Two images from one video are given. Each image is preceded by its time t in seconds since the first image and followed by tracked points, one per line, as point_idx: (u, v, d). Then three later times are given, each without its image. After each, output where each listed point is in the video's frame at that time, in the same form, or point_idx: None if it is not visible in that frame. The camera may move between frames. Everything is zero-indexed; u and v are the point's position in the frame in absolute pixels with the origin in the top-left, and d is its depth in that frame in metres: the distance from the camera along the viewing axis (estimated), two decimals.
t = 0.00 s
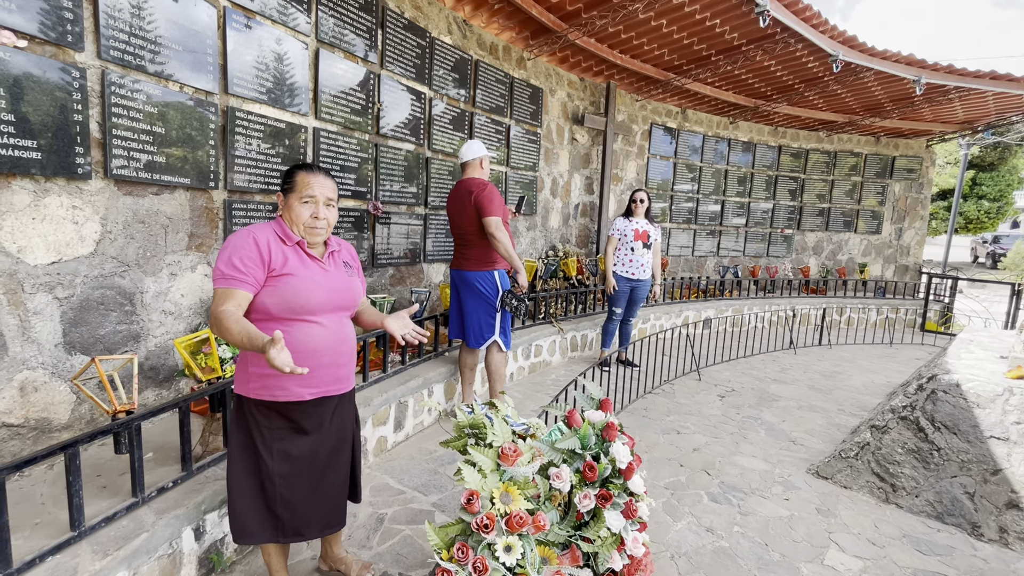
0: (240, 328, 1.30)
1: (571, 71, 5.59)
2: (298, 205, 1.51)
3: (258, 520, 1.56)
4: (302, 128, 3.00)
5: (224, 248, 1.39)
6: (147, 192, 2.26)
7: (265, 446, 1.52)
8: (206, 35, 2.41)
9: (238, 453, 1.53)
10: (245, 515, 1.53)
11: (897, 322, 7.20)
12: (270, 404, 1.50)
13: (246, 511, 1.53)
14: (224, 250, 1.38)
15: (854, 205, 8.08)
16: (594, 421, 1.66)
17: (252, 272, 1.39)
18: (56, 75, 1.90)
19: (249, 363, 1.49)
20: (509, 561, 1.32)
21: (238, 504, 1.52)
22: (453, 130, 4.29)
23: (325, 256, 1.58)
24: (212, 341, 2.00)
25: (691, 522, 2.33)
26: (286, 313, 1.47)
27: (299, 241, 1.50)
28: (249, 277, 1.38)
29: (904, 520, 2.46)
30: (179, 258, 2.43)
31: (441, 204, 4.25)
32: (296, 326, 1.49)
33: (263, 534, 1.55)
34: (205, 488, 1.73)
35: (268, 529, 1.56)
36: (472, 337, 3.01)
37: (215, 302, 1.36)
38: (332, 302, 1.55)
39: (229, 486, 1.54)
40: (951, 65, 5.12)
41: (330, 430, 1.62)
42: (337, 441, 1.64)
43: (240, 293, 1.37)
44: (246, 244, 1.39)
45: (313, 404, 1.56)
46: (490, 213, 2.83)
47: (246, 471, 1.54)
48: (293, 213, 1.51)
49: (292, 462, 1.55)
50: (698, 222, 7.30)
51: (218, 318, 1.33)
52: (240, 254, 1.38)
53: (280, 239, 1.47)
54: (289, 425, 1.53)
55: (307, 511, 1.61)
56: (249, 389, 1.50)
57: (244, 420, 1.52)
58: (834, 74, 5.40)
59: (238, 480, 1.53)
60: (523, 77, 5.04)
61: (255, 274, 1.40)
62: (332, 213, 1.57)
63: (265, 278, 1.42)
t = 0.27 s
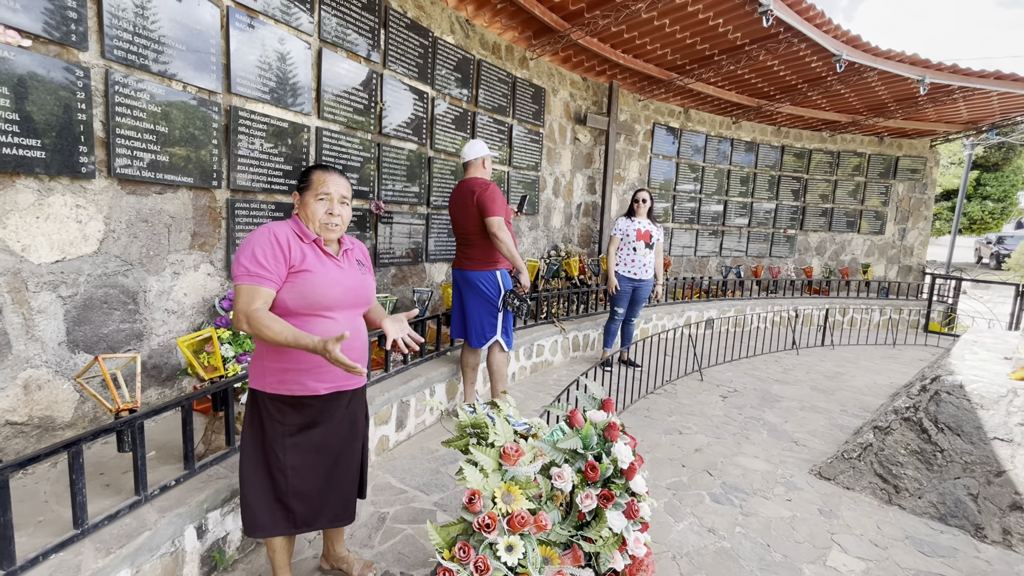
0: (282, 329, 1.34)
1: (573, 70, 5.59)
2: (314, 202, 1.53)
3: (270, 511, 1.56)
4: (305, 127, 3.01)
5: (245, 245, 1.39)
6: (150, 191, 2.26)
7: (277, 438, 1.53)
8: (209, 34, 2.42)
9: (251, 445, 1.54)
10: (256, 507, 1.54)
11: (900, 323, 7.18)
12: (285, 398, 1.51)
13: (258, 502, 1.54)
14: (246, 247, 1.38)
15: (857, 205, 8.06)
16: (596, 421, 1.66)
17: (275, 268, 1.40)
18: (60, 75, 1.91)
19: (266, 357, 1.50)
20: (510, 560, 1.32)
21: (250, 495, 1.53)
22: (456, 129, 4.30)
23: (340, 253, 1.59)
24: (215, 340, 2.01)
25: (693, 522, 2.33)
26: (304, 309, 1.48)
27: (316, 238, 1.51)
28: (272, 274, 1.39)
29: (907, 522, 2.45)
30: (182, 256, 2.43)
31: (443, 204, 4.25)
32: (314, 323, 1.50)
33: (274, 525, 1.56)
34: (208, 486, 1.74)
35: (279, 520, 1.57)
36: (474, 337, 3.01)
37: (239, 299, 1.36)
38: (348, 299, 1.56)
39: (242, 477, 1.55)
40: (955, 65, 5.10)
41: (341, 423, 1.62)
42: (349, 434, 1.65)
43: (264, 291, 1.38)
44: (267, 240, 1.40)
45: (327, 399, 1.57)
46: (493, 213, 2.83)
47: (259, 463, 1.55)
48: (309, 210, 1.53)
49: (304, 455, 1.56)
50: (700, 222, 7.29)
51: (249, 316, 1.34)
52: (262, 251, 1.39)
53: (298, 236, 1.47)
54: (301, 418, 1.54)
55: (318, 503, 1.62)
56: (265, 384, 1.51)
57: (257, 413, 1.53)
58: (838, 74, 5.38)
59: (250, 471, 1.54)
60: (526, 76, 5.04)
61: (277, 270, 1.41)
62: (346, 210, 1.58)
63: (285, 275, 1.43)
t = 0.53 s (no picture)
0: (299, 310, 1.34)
1: (575, 70, 5.58)
2: (318, 198, 1.53)
3: (276, 508, 1.57)
4: (307, 127, 3.01)
5: (253, 242, 1.40)
6: (152, 190, 2.27)
7: (283, 435, 1.53)
8: (211, 34, 2.42)
9: (258, 442, 1.55)
10: (264, 503, 1.54)
11: (903, 323, 7.16)
12: (291, 395, 1.51)
13: (264, 499, 1.54)
14: (254, 244, 1.40)
15: (860, 205, 8.04)
16: (597, 421, 1.66)
17: (281, 264, 1.41)
18: (63, 75, 1.91)
19: (272, 354, 1.50)
20: (511, 561, 1.32)
21: (257, 491, 1.53)
22: (458, 129, 4.29)
23: (346, 252, 1.60)
24: (216, 339, 2.01)
25: (694, 523, 2.32)
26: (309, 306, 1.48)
27: (322, 236, 1.52)
28: (278, 270, 1.40)
29: (909, 523, 2.44)
30: (184, 256, 2.43)
31: (445, 203, 4.25)
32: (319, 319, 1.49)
33: (282, 522, 1.56)
34: (209, 485, 1.74)
35: (286, 517, 1.57)
36: (475, 337, 3.00)
37: (246, 294, 1.36)
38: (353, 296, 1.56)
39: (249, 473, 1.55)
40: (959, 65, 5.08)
41: (347, 421, 1.62)
42: (355, 432, 1.64)
43: (271, 285, 1.37)
44: (273, 238, 1.41)
45: (332, 396, 1.57)
46: (495, 212, 2.83)
47: (266, 460, 1.55)
48: (314, 207, 1.53)
49: (310, 451, 1.56)
50: (702, 222, 7.28)
51: (259, 306, 1.33)
52: (268, 248, 1.40)
53: (304, 234, 1.49)
54: (307, 415, 1.54)
55: (325, 501, 1.61)
56: (271, 380, 1.51)
57: (264, 409, 1.54)
58: (841, 74, 5.36)
59: (257, 468, 1.54)
60: (528, 76, 5.03)
61: (283, 267, 1.42)
62: (351, 206, 1.58)
63: (290, 271, 1.44)
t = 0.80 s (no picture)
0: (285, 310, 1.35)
1: (577, 70, 5.58)
2: (321, 196, 1.53)
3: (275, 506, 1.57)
4: (309, 126, 3.01)
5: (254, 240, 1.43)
6: (155, 189, 2.27)
7: (283, 433, 1.54)
8: (214, 33, 2.42)
9: (259, 440, 1.56)
10: (264, 501, 1.55)
11: (906, 324, 7.14)
12: (289, 394, 1.52)
13: (264, 496, 1.55)
14: (255, 241, 1.42)
15: (862, 205, 8.02)
16: (599, 421, 1.66)
17: (278, 263, 1.42)
18: (66, 74, 1.91)
19: (272, 352, 1.52)
20: (513, 560, 1.32)
21: (257, 489, 1.54)
22: (459, 129, 4.29)
23: (348, 252, 1.60)
24: (218, 338, 2.01)
25: (696, 523, 2.32)
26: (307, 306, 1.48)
27: (324, 235, 1.52)
28: (275, 269, 1.41)
29: (912, 524, 2.43)
30: (186, 255, 2.44)
31: (447, 203, 4.25)
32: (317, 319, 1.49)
33: (281, 520, 1.57)
34: (211, 484, 1.74)
35: (285, 516, 1.58)
36: (476, 337, 3.01)
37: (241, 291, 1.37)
38: (352, 297, 1.55)
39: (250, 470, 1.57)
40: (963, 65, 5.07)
41: (347, 421, 1.61)
42: (355, 432, 1.63)
43: (266, 284, 1.39)
44: (273, 236, 1.43)
45: (330, 397, 1.56)
46: (496, 212, 2.83)
47: (266, 458, 1.56)
48: (317, 204, 1.53)
49: (309, 451, 1.57)
50: (704, 222, 7.27)
51: (249, 304, 1.34)
52: (267, 246, 1.41)
53: (305, 233, 1.49)
54: (306, 414, 1.54)
55: (324, 501, 1.61)
56: (271, 378, 1.53)
57: (266, 407, 1.55)
58: (844, 73, 5.35)
59: (257, 466, 1.55)
60: (530, 76, 5.03)
61: (280, 265, 1.43)
62: (355, 205, 1.57)
63: (289, 270, 1.44)
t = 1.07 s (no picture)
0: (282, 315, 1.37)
1: (579, 70, 5.58)
2: (321, 196, 1.54)
3: (274, 505, 1.57)
4: (311, 126, 3.01)
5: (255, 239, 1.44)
6: (157, 189, 2.27)
7: (282, 433, 1.54)
8: (217, 32, 2.42)
9: (259, 438, 1.56)
10: (263, 500, 1.56)
11: (908, 324, 7.12)
12: (288, 393, 1.52)
13: (263, 495, 1.56)
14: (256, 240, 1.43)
15: (865, 206, 8.01)
16: (601, 421, 1.66)
17: (277, 263, 1.43)
18: (69, 74, 1.92)
19: (271, 351, 1.52)
20: (515, 560, 1.32)
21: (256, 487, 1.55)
22: (461, 128, 4.29)
23: (349, 251, 1.59)
24: (220, 337, 2.01)
25: (697, 523, 2.31)
26: (305, 305, 1.48)
27: (324, 235, 1.51)
28: (273, 269, 1.42)
29: (915, 525, 2.42)
30: (188, 254, 2.44)
31: (448, 203, 4.25)
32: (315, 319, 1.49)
33: (280, 519, 1.57)
34: (213, 483, 1.74)
35: (284, 515, 1.58)
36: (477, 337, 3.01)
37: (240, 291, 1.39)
38: (351, 296, 1.54)
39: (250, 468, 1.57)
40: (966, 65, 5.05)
41: (347, 421, 1.61)
42: (354, 433, 1.63)
43: (264, 284, 1.40)
44: (272, 236, 1.43)
45: (328, 397, 1.56)
46: (497, 213, 2.83)
47: (266, 456, 1.57)
48: (317, 204, 1.53)
49: (308, 450, 1.57)
50: (706, 222, 7.26)
51: (248, 304, 1.37)
52: (266, 246, 1.42)
53: (305, 233, 1.49)
54: (306, 413, 1.54)
55: (322, 500, 1.61)
56: (269, 378, 1.53)
57: (265, 406, 1.56)
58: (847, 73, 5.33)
59: (257, 465, 1.56)
60: (532, 75, 5.03)
61: (278, 265, 1.43)
62: (355, 206, 1.57)
63: (287, 270, 1.45)
